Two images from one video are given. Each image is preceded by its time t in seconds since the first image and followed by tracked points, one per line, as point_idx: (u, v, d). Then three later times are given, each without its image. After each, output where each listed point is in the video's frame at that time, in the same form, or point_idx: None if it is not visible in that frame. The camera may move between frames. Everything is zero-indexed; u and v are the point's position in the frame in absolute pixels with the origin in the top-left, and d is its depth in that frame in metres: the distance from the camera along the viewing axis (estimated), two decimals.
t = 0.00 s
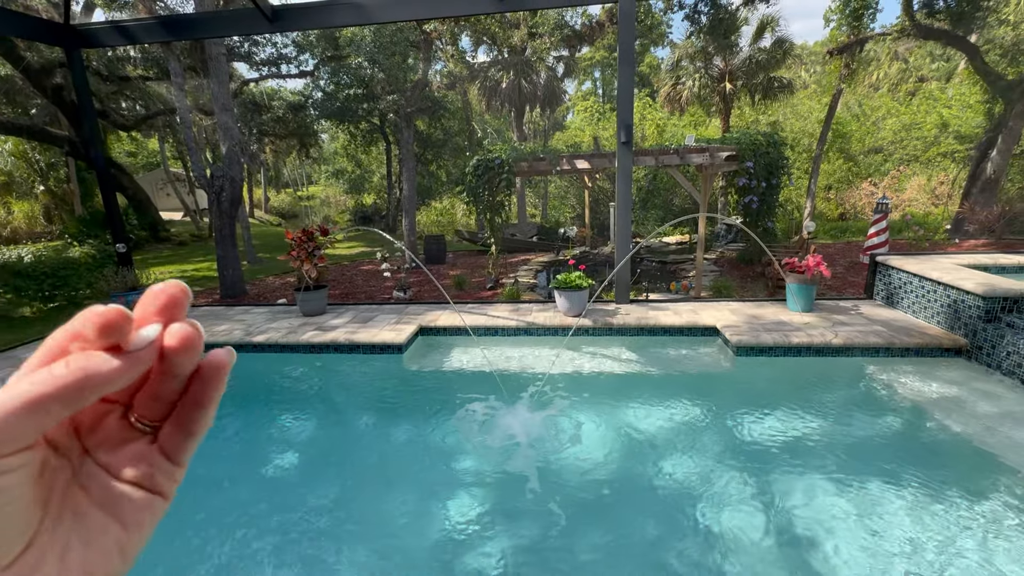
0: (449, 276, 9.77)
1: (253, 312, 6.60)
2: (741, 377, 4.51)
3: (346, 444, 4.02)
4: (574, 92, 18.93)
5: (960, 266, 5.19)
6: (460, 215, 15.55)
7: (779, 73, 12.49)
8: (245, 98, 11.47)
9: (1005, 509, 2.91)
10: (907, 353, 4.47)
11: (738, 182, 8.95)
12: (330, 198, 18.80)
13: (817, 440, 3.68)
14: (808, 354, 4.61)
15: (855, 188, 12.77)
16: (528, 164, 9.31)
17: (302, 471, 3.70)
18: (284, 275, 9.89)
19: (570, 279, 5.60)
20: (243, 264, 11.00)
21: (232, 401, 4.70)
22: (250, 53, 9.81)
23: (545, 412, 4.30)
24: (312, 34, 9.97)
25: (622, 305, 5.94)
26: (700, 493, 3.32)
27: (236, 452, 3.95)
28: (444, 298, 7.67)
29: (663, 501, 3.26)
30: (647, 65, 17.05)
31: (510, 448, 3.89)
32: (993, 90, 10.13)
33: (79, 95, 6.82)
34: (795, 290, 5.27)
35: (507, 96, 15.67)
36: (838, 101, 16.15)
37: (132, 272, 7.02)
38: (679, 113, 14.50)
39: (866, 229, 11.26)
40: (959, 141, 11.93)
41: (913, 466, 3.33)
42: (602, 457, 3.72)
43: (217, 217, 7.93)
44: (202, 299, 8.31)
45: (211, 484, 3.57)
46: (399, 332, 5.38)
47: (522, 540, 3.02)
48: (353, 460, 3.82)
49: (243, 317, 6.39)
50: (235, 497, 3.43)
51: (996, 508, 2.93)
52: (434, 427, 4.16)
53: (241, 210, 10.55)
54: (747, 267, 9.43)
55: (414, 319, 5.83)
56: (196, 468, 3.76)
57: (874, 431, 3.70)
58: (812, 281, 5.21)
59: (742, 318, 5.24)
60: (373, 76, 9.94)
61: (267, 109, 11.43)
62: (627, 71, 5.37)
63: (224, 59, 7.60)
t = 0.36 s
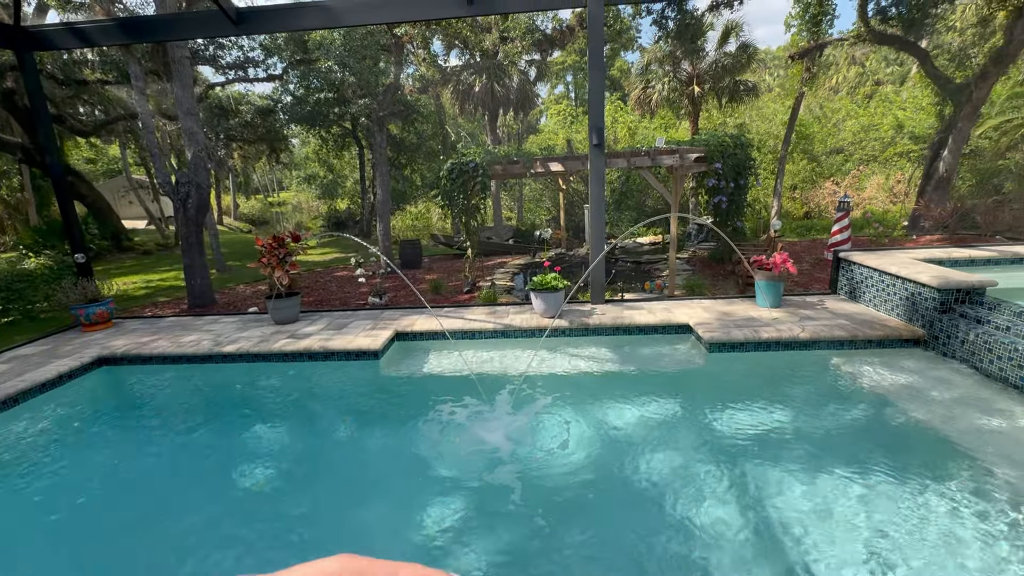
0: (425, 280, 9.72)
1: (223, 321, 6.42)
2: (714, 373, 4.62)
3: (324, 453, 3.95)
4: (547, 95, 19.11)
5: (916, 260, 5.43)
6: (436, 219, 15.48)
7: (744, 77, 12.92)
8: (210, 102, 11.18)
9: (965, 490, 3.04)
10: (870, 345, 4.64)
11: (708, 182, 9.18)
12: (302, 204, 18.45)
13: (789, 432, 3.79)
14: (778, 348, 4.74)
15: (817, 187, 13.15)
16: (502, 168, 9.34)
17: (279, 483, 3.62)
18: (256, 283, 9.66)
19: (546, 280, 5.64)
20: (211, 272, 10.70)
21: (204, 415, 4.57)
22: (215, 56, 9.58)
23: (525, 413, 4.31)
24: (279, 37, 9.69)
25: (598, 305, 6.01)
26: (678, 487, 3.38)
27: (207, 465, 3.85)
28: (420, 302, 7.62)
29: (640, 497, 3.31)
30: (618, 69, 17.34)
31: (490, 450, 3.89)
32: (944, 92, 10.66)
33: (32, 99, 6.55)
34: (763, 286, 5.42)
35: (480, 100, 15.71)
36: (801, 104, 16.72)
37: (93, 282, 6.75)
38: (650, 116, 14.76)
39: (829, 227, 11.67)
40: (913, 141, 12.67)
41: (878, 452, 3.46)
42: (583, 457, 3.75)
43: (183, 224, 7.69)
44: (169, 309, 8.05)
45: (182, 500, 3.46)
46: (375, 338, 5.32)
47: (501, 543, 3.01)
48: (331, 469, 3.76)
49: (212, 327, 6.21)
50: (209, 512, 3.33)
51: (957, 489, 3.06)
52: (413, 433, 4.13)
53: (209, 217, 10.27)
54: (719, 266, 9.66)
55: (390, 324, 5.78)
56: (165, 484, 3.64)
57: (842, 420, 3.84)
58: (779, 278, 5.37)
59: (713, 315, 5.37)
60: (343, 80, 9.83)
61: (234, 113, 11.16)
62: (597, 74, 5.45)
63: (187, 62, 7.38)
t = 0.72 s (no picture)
0: (398, 286, 9.64)
1: (186, 334, 6.20)
2: (682, 370, 4.73)
3: (295, 465, 3.87)
4: (517, 100, 19.26)
5: (869, 256, 5.69)
6: (408, 224, 15.35)
7: (705, 81, 13.33)
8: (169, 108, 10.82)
9: (917, 472, 3.19)
10: (828, 339, 4.84)
11: (675, 183, 9.25)
12: (268, 211, 18.02)
13: (754, 425, 3.91)
14: (743, 343, 4.90)
15: (778, 187, 13.46)
16: (472, 172, 9.36)
17: (247, 498, 3.53)
18: (222, 294, 9.38)
19: (517, 284, 5.65)
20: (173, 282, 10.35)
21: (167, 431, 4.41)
22: (174, 60, 9.30)
23: (498, 417, 4.31)
24: (241, 41, 9.46)
25: (569, 307, 6.07)
26: (650, 483, 3.44)
27: (172, 483, 3.72)
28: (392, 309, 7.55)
29: (614, 495, 3.36)
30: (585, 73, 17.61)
31: (464, 455, 3.88)
32: (893, 95, 11.28)
33: None
34: (727, 284, 5.58)
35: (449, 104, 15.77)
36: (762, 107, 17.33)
37: (44, 297, 6.44)
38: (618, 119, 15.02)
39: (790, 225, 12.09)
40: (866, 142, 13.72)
41: (838, 441, 3.59)
42: (557, 457, 3.78)
43: (142, 235, 7.41)
44: (128, 323, 7.73)
45: (145, 519, 3.34)
46: (345, 346, 5.24)
47: (478, 547, 3.01)
48: (302, 481, 3.69)
49: (174, 340, 6.00)
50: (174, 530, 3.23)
51: (910, 472, 3.21)
52: (387, 441, 4.09)
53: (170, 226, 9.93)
54: (687, 265, 9.89)
55: (361, 332, 5.70)
56: (127, 504, 3.50)
57: (803, 412, 3.98)
58: (743, 276, 5.54)
59: (681, 314, 5.49)
60: (310, 85, 9.70)
61: (196, 119, 10.85)
62: (562, 79, 5.52)
63: (144, 67, 7.17)
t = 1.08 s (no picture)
0: (341, 298, 9.40)
1: (105, 359, 5.77)
2: (622, 368, 4.91)
3: (230, 491, 3.69)
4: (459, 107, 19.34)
5: (786, 253, 6.17)
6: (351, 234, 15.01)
7: (640, 90, 14.38)
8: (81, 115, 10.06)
9: (832, 449, 3.47)
10: (752, 331, 5.20)
11: (612, 189, 9.79)
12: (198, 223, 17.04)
13: (689, 416, 4.11)
14: (676, 339, 5.18)
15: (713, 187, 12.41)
16: (414, 180, 9.29)
17: (177, 529, 3.33)
18: (147, 314, 8.77)
19: (460, 291, 5.67)
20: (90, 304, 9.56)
21: (85, 464, 4.09)
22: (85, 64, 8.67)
23: (444, 426, 4.29)
24: (160, 46, 9.23)
25: (513, 311, 6.16)
26: (594, 481, 3.53)
27: (91, 521, 3.44)
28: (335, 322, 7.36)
29: (561, 495, 3.42)
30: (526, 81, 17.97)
31: (409, 468, 3.83)
32: (805, 104, 12.51)
33: None
34: (661, 284, 5.87)
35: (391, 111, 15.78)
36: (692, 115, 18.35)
37: None
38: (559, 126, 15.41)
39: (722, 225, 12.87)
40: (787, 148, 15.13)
41: (764, 426, 3.84)
42: (504, 462, 3.81)
43: (51, 253, 6.83)
44: (37, 350, 7.08)
45: (60, 562, 3.08)
46: (282, 362, 5.07)
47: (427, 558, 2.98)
48: (239, 507, 3.52)
49: (91, 366, 5.56)
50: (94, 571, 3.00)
51: (825, 449, 3.49)
52: (329, 458, 3.98)
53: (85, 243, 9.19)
54: (628, 267, 10.30)
55: (300, 347, 5.53)
56: (37, 548, 3.21)
57: (733, 401, 4.23)
58: (674, 275, 5.84)
59: (619, 314, 5.72)
60: (240, 92, 9.33)
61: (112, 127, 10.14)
62: (497, 88, 5.63)
63: (48, 72, 6.64)
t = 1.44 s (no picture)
0: (230, 318, 8.65)
1: None
2: (522, 368, 5.05)
3: (89, 546, 3.26)
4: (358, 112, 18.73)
5: (666, 249, 6.73)
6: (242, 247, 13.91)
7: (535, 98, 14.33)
8: None
9: (707, 425, 3.84)
10: (639, 323, 5.61)
11: (513, 194, 9.95)
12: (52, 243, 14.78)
13: (586, 408, 4.34)
14: (573, 336, 5.45)
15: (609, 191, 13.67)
16: (306, 188, 8.81)
17: None
18: None
19: (356, 303, 5.48)
20: None
21: None
22: None
23: (344, 444, 4.13)
24: None
25: (415, 320, 6.08)
26: (497, 481, 3.60)
27: None
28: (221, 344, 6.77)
29: (467, 499, 3.45)
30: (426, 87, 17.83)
31: (305, 492, 3.63)
32: (683, 114, 13.44)
33: None
34: (557, 284, 6.13)
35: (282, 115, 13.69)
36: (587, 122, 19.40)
37: None
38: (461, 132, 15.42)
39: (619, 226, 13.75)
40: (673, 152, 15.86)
41: (650, 411, 4.16)
42: (407, 475, 3.75)
43: None
44: None
45: None
46: (154, 394, 4.57)
47: None
48: (101, 563, 3.12)
49: None
50: None
51: (702, 426, 3.85)
52: (212, 493, 3.66)
53: None
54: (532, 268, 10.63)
55: (176, 375, 5.02)
56: None
57: (624, 389, 4.53)
58: (569, 275, 6.13)
59: (519, 315, 5.88)
60: (96, 93, 8.27)
61: None
62: (384, 95, 5.53)
63: None
